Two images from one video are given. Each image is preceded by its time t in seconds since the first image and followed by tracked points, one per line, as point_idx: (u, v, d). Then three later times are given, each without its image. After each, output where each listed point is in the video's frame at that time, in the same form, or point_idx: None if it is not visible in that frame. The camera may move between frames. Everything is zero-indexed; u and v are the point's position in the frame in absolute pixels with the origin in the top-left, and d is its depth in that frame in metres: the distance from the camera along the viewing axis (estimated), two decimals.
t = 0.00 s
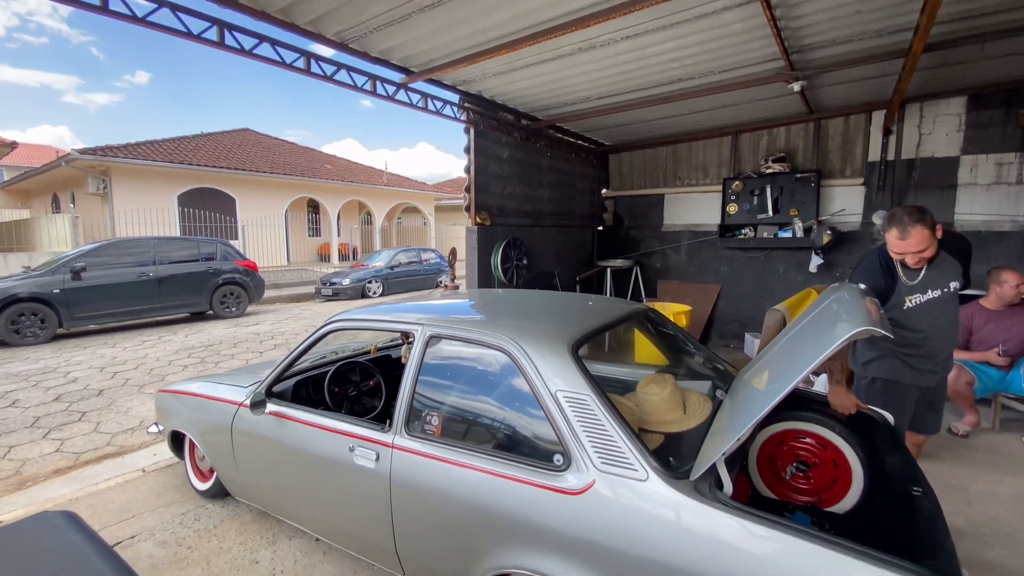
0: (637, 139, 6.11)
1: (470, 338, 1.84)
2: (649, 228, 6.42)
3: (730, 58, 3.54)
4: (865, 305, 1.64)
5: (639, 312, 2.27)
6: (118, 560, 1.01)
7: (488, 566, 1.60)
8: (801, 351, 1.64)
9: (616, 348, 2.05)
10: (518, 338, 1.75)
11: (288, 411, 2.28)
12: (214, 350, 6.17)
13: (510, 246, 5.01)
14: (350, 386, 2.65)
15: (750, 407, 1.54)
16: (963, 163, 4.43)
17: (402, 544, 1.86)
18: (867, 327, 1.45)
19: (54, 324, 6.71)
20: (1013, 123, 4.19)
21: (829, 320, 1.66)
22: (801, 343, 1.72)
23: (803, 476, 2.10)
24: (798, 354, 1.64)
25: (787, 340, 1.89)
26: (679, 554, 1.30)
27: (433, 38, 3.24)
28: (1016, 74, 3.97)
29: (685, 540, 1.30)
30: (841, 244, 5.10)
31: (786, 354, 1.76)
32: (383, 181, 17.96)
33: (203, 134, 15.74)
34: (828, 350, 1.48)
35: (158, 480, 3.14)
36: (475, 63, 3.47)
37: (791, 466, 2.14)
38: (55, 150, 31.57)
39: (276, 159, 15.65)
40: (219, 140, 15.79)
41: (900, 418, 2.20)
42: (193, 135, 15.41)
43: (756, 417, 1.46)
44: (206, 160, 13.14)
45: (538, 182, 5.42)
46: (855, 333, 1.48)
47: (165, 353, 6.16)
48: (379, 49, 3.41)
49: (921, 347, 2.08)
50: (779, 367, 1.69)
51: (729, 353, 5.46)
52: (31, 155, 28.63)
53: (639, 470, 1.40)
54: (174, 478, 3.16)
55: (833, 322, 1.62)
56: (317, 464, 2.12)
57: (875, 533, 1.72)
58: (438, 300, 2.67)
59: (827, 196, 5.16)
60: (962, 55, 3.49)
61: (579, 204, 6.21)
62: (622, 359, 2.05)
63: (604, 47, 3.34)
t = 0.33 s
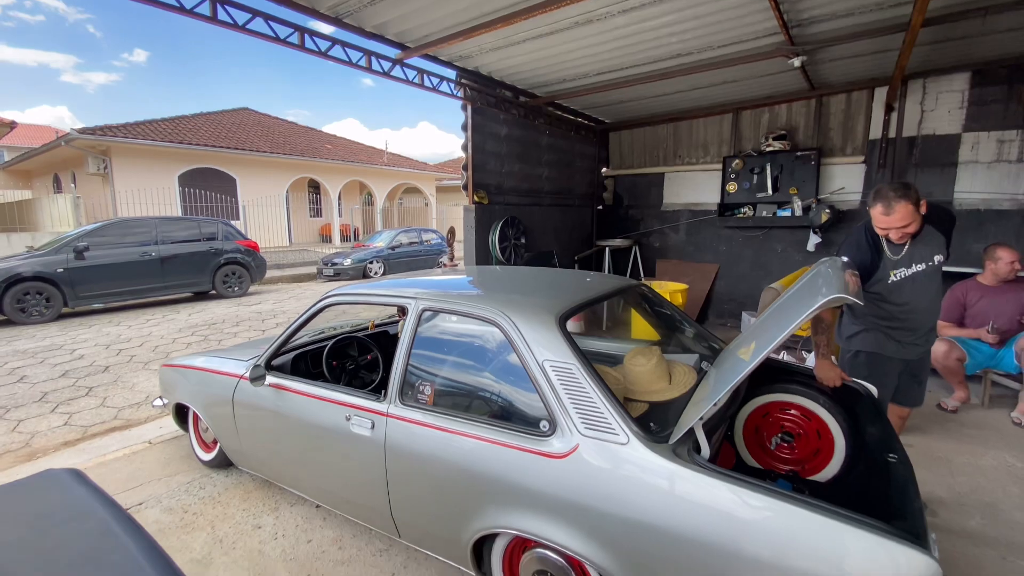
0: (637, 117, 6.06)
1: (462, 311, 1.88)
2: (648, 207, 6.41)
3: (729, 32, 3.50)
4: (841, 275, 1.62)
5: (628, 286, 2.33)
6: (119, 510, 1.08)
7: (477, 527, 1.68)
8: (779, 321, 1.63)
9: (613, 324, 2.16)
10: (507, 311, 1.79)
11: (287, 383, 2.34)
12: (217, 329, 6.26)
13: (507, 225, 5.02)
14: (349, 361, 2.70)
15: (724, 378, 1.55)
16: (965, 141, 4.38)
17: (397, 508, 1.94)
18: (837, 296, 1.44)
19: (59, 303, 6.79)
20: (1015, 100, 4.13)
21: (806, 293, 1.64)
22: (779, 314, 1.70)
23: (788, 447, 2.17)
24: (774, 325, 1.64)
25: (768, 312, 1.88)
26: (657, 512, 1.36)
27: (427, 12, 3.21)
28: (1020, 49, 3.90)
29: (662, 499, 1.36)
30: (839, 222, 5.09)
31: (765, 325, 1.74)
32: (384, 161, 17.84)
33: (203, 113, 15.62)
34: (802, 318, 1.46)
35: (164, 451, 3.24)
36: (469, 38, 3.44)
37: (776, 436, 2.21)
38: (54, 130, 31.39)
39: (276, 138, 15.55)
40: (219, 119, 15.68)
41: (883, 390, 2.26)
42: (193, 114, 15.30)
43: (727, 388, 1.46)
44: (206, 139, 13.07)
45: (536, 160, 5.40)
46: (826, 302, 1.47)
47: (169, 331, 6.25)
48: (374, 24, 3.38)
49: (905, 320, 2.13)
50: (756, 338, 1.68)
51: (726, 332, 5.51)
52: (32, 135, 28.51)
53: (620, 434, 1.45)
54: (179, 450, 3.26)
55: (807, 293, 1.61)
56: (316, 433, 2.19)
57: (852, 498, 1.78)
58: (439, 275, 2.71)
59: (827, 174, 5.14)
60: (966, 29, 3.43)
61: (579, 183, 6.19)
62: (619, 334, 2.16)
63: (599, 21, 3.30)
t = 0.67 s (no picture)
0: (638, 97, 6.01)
1: (454, 286, 1.93)
2: (648, 189, 6.40)
3: (729, 9, 3.46)
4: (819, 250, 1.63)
5: (619, 265, 2.36)
6: (125, 467, 1.14)
7: (470, 493, 1.74)
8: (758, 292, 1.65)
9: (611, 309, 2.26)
10: (498, 286, 1.84)
11: (286, 357, 2.41)
12: (221, 309, 6.34)
13: (506, 206, 5.03)
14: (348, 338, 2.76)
15: (704, 348, 1.58)
16: (967, 121, 4.34)
17: (394, 477, 2.01)
18: (809, 268, 1.47)
19: (65, 284, 6.88)
20: (1020, 79, 4.08)
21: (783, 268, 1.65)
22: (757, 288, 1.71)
23: (774, 421, 2.22)
24: (753, 297, 1.66)
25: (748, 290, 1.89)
26: (640, 477, 1.41)
27: None
28: None
29: (644, 465, 1.41)
30: (838, 204, 5.08)
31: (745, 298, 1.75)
32: (385, 143, 17.73)
33: (203, 94, 15.52)
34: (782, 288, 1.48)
35: (171, 425, 3.34)
36: (466, 15, 3.42)
37: (763, 411, 2.26)
38: (54, 112, 31.25)
39: (277, 120, 15.45)
40: (219, 100, 15.58)
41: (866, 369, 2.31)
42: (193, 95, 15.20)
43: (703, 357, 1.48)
44: (206, 121, 13.01)
45: (536, 141, 5.38)
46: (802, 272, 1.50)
47: (174, 311, 6.34)
48: (371, 2, 3.36)
49: (890, 295, 2.17)
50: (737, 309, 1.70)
51: (723, 313, 5.55)
52: (32, 117, 28.39)
53: (605, 403, 1.50)
54: (185, 425, 3.35)
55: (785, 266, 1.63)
56: (316, 405, 2.26)
57: (834, 468, 1.83)
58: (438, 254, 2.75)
59: (828, 155, 5.12)
60: (969, 6, 3.38)
61: (579, 164, 6.17)
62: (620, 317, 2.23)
63: None
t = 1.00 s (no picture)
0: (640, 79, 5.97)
1: (451, 266, 1.97)
2: (650, 172, 6.38)
3: None
4: (802, 227, 1.66)
5: (613, 246, 2.40)
6: (135, 431, 1.20)
7: (465, 462, 1.81)
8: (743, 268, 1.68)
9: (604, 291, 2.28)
10: (492, 264, 1.88)
11: (288, 335, 2.46)
12: (225, 292, 6.41)
13: (506, 189, 5.05)
14: (349, 317, 2.84)
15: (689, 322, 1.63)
16: (971, 103, 4.30)
17: (393, 449, 2.08)
18: (788, 244, 1.51)
19: (71, 267, 6.97)
20: None
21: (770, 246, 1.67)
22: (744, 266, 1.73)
23: (763, 398, 2.27)
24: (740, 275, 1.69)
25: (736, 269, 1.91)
26: (624, 445, 1.46)
27: None
28: None
29: (628, 434, 1.46)
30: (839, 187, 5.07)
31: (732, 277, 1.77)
32: (388, 127, 17.65)
33: (204, 78, 15.44)
34: (758, 265, 1.52)
35: (178, 402, 3.43)
36: None
37: (753, 388, 2.31)
38: (55, 95, 31.15)
39: (279, 103, 15.38)
40: (220, 83, 15.50)
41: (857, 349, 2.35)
42: (194, 78, 15.12)
43: (686, 331, 1.52)
44: (208, 105, 12.97)
45: (537, 123, 5.37)
46: (783, 248, 1.53)
47: (179, 293, 6.42)
48: None
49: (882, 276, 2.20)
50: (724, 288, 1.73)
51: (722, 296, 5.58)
52: (35, 102, 28.32)
53: (593, 375, 1.55)
54: (192, 402, 3.44)
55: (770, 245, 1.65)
56: (317, 380, 2.32)
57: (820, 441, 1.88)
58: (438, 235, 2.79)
59: (830, 138, 5.09)
60: None
61: (580, 147, 6.15)
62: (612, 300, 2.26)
63: None
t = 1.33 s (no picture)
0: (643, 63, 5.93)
1: (449, 247, 2.02)
2: (652, 158, 6.37)
3: None
4: (789, 207, 1.69)
5: (608, 229, 2.43)
6: (146, 396, 1.26)
7: (462, 436, 1.87)
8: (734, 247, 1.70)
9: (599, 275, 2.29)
10: (488, 246, 1.93)
11: (292, 315, 2.52)
12: (230, 276, 6.48)
13: (507, 174, 5.07)
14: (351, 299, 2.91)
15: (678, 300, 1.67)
16: (976, 88, 4.26)
17: (393, 425, 2.15)
18: (772, 222, 1.54)
19: (79, 252, 7.06)
20: None
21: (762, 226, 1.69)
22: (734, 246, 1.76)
23: (755, 378, 2.32)
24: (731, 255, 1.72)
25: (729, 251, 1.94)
26: (614, 418, 1.51)
27: None
28: None
29: (617, 407, 1.51)
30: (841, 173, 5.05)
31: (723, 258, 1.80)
32: (391, 113, 17.57)
33: (207, 63, 15.39)
34: (741, 244, 1.55)
35: (185, 382, 3.52)
36: None
37: (745, 368, 2.36)
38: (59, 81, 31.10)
39: (282, 89, 15.32)
40: (223, 69, 15.46)
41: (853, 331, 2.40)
42: (197, 64, 15.08)
43: (674, 308, 1.56)
44: (211, 90, 12.96)
45: (538, 108, 5.36)
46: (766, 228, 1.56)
47: (185, 278, 6.51)
48: None
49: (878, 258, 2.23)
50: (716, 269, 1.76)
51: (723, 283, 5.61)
52: (39, 88, 28.29)
53: (583, 351, 1.60)
54: (199, 381, 3.52)
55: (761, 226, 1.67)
56: (320, 359, 2.38)
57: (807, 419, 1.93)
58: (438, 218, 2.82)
59: (833, 123, 5.06)
60: None
61: (582, 133, 6.14)
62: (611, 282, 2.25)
63: None
